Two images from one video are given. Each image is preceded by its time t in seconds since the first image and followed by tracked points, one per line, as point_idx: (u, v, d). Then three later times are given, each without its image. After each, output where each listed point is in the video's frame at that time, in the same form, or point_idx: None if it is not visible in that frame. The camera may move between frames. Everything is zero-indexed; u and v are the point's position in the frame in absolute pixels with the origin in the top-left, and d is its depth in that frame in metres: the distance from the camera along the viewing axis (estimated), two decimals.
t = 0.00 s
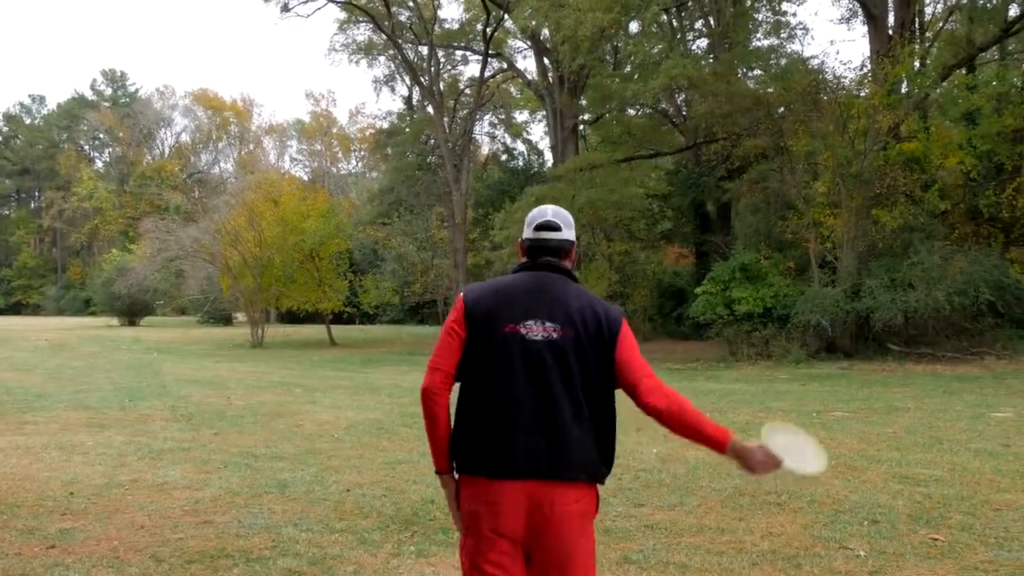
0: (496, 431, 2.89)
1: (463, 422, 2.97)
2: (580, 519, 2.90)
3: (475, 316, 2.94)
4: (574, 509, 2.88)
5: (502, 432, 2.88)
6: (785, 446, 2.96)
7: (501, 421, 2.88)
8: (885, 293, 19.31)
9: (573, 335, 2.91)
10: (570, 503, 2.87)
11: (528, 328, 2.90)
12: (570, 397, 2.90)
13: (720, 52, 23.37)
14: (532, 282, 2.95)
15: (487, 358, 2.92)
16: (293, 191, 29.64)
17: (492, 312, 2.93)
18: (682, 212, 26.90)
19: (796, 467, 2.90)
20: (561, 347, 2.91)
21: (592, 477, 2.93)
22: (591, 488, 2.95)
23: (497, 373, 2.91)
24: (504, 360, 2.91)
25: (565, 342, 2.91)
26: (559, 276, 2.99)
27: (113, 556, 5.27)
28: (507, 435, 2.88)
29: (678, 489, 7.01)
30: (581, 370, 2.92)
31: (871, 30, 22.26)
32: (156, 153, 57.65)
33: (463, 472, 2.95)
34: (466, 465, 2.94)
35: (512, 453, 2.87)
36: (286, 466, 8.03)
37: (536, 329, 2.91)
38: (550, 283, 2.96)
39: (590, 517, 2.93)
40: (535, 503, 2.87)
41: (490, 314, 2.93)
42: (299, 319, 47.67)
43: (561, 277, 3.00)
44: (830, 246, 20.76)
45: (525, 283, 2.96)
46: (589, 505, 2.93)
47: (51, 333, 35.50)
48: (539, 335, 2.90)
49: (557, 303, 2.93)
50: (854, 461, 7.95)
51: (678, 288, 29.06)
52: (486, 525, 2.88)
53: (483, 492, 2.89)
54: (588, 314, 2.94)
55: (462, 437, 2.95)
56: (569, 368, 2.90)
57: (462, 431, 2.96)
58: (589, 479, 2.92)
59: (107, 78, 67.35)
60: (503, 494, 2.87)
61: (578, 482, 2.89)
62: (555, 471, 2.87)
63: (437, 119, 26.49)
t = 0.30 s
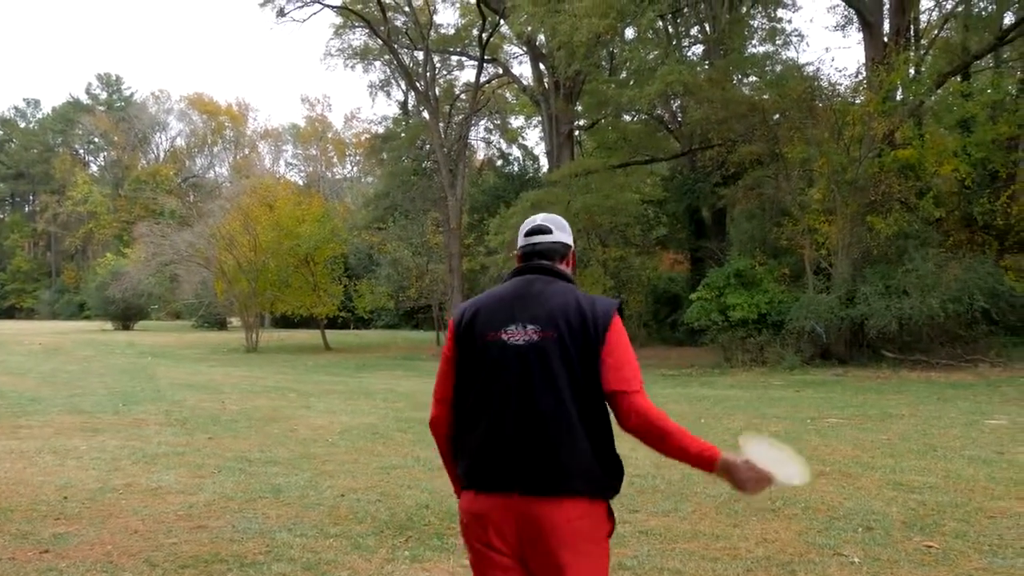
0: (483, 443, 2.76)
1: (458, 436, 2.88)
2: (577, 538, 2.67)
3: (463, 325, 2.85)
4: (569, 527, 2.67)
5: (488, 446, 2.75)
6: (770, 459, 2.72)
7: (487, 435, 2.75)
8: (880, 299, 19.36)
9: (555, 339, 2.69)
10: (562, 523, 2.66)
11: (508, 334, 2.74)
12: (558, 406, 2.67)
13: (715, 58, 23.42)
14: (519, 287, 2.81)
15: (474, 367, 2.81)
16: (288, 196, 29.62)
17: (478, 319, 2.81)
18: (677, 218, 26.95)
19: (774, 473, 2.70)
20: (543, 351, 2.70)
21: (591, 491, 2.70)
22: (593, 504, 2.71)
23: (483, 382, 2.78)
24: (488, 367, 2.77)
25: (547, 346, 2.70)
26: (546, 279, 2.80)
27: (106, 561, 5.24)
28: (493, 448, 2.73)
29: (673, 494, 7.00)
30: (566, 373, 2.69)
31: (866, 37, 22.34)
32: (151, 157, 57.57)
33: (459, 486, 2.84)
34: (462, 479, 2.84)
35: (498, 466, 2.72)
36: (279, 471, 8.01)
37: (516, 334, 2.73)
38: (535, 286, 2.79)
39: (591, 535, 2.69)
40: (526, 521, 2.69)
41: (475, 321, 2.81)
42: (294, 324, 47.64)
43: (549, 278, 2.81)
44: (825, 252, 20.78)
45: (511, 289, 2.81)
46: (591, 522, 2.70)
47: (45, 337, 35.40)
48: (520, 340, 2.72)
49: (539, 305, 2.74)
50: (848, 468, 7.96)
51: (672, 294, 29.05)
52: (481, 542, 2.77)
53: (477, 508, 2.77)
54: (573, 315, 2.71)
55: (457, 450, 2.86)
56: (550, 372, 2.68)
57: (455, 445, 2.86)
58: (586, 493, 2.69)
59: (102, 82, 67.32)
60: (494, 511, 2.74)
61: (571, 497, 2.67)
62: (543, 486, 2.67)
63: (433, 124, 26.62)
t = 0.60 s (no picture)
0: (511, 448, 2.82)
1: (489, 437, 2.96)
2: (597, 553, 2.69)
3: (498, 328, 2.93)
4: (591, 540, 2.69)
5: (515, 451, 2.82)
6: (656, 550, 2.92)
7: (515, 440, 2.82)
8: (879, 304, 19.35)
9: (586, 350, 2.73)
10: (583, 535, 2.69)
11: (539, 338, 2.80)
12: (584, 417, 2.71)
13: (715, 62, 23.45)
14: (553, 292, 2.85)
15: (506, 372, 2.88)
16: (287, 197, 29.63)
17: (511, 324, 2.88)
18: (676, 221, 26.98)
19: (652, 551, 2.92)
20: (571, 360, 2.74)
21: (611, 505, 2.71)
22: (617, 520, 2.72)
23: (512, 388, 2.85)
24: (519, 374, 2.83)
25: (576, 356, 2.74)
26: (582, 285, 2.83)
27: (105, 561, 5.23)
28: (519, 452, 2.80)
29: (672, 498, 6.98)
30: (593, 383, 2.72)
31: (865, 42, 22.40)
32: (150, 158, 57.54)
33: (485, 489, 2.92)
34: (488, 481, 2.92)
35: (523, 472, 2.79)
36: (278, 472, 8.01)
37: (547, 341, 2.78)
38: (569, 292, 2.82)
39: (615, 551, 2.70)
40: (547, 531, 2.74)
41: (509, 326, 2.89)
42: (292, 325, 47.66)
43: (585, 284, 2.83)
44: (824, 257, 20.88)
45: (546, 294, 2.86)
46: (614, 537, 2.71)
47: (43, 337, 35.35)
48: (550, 348, 2.77)
49: (571, 314, 2.77)
50: (846, 473, 7.96)
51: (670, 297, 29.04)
52: (505, 546, 2.85)
53: (502, 512, 2.85)
54: (605, 325, 2.73)
55: (488, 451, 2.95)
56: (577, 382, 2.73)
57: (486, 446, 2.95)
58: (610, 507, 2.71)
59: (101, 83, 67.36)
60: (518, 516, 2.80)
61: (593, 511, 2.70)
62: (566, 495, 2.71)
63: (432, 127, 26.93)
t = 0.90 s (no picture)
0: (554, 447, 2.85)
1: (532, 435, 2.99)
2: (632, 562, 2.71)
3: (548, 326, 2.95)
4: (626, 548, 2.71)
5: (558, 451, 2.83)
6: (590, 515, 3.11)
7: (557, 439, 2.84)
8: (883, 309, 19.29)
9: (633, 354, 2.73)
10: (620, 542, 2.71)
11: (588, 340, 2.81)
12: (629, 422, 2.72)
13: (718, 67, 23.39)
14: (604, 293, 2.86)
15: (552, 371, 2.90)
16: (292, 203, 29.58)
17: (562, 323, 2.90)
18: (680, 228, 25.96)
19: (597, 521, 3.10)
20: (618, 364, 2.74)
21: (650, 514, 2.72)
22: (655, 529, 2.73)
23: (556, 388, 2.87)
24: (564, 375, 2.85)
25: (623, 360, 2.74)
26: (634, 287, 2.82)
27: (110, 565, 5.25)
28: (560, 452, 2.83)
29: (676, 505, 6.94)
30: (639, 388, 2.72)
31: (869, 46, 22.34)
32: (155, 164, 57.69)
33: (524, 486, 2.95)
34: (528, 478, 2.94)
35: (564, 473, 2.80)
36: (282, 478, 8.01)
37: (596, 342, 2.79)
38: (622, 294, 2.82)
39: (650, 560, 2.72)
40: (583, 535, 2.76)
41: (558, 324, 2.90)
42: (296, 331, 47.66)
43: (638, 287, 2.82)
44: (828, 262, 20.82)
45: (598, 294, 2.87)
46: (651, 546, 2.73)
47: (49, 343, 35.44)
48: (598, 350, 2.78)
49: (619, 316, 2.77)
50: (851, 478, 7.93)
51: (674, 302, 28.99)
52: (541, 546, 2.88)
53: (540, 510, 2.88)
54: (655, 330, 2.71)
55: (530, 446, 2.97)
56: (624, 386, 2.73)
57: (528, 441, 2.98)
58: (650, 515, 2.72)
59: (106, 90, 67.65)
60: (555, 517, 2.82)
61: (632, 518, 2.72)
62: (605, 500, 2.73)
63: (436, 133, 27.02)
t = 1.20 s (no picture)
0: (559, 454, 2.85)
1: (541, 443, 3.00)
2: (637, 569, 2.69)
3: (554, 332, 2.97)
4: (629, 558, 2.69)
5: (562, 458, 2.83)
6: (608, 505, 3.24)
7: (561, 447, 2.84)
8: (890, 314, 19.31)
9: (634, 359, 2.72)
10: (623, 551, 2.70)
11: (591, 346, 2.81)
12: (630, 429, 2.72)
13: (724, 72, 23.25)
14: (608, 298, 2.86)
15: (558, 378, 2.91)
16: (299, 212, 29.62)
17: (566, 330, 2.91)
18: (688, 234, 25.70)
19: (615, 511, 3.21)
20: (619, 369, 2.74)
21: (654, 520, 2.70)
22: (660, 537, 2.71)
23: (561, 395, 2.87)
24: (568, 381, 2.85)
25: (624, 366, 2.74)
26: (638, 292, 2.82)
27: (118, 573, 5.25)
28: (564, 459, 2.83)
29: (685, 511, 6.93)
30: (640, 394, 2.71)
31: (875, 51, 22.32)
32: (162, 173, 57.90)
33: (533, 495, 2.95)
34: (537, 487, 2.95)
35: (568, 481, 2.80)
36: (290, 486, 8.01)
37: (599, 348, 2.79)
38: (624, 299, 2.82)
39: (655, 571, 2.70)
40: (587, 544, 2.76)
41: (563, 331, 2.92)
42: (303, 339, 47.68)
43: (641, 291, 2.82)
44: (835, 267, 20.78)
45: (601, 299, 2.87)
46: (655, 554, 2.71)
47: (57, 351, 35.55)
48: (599, 356, 2.79)
49: (620, 322, 2.77)
50: (859, 483, 7.92)
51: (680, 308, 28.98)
52: (548, 555, 2.87)
53: (546, 519, 2.87)
54: (654, 335, 2.71)
55: (538, 454, 2.98)
56: (626, 392, 2.73)
57: (536, 449, 2.98)
58: (654, 524, 2.70)
59: (113, 99, 67.98)
60: (561, 526, 2.82)
61: (635, 526, 2.70)
62: (608, 508, 2.72)
63: (442, 140, 26.99)
